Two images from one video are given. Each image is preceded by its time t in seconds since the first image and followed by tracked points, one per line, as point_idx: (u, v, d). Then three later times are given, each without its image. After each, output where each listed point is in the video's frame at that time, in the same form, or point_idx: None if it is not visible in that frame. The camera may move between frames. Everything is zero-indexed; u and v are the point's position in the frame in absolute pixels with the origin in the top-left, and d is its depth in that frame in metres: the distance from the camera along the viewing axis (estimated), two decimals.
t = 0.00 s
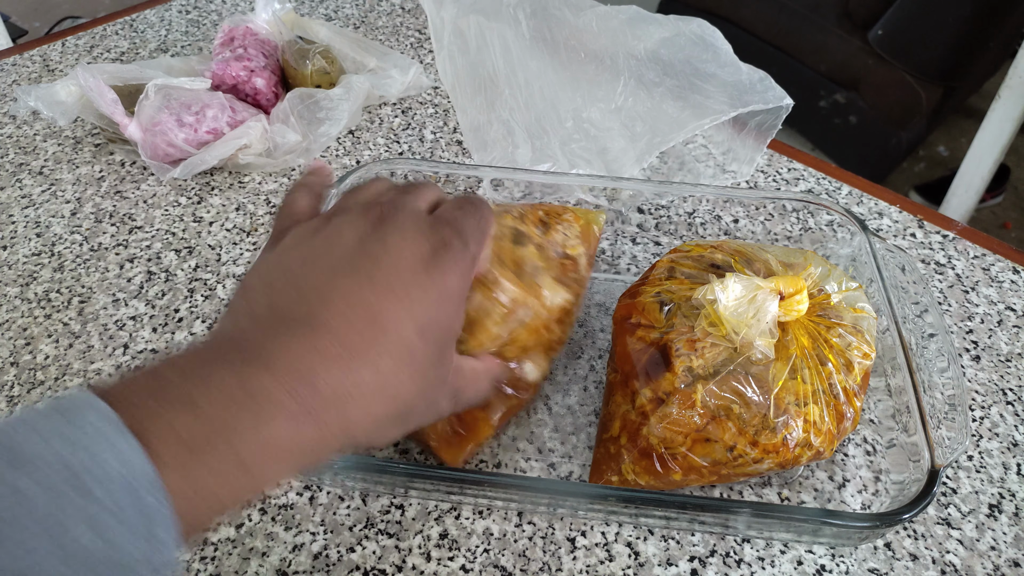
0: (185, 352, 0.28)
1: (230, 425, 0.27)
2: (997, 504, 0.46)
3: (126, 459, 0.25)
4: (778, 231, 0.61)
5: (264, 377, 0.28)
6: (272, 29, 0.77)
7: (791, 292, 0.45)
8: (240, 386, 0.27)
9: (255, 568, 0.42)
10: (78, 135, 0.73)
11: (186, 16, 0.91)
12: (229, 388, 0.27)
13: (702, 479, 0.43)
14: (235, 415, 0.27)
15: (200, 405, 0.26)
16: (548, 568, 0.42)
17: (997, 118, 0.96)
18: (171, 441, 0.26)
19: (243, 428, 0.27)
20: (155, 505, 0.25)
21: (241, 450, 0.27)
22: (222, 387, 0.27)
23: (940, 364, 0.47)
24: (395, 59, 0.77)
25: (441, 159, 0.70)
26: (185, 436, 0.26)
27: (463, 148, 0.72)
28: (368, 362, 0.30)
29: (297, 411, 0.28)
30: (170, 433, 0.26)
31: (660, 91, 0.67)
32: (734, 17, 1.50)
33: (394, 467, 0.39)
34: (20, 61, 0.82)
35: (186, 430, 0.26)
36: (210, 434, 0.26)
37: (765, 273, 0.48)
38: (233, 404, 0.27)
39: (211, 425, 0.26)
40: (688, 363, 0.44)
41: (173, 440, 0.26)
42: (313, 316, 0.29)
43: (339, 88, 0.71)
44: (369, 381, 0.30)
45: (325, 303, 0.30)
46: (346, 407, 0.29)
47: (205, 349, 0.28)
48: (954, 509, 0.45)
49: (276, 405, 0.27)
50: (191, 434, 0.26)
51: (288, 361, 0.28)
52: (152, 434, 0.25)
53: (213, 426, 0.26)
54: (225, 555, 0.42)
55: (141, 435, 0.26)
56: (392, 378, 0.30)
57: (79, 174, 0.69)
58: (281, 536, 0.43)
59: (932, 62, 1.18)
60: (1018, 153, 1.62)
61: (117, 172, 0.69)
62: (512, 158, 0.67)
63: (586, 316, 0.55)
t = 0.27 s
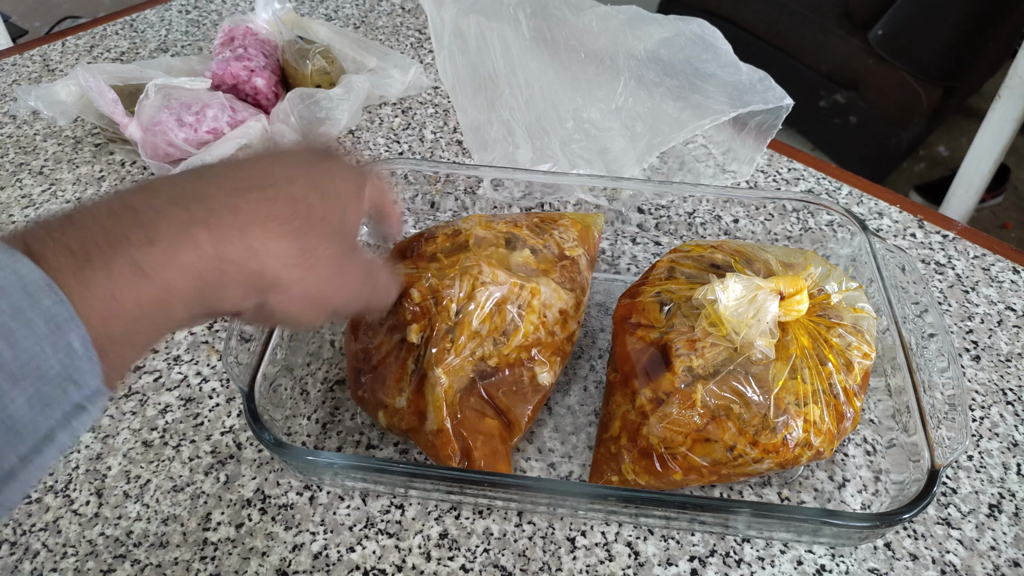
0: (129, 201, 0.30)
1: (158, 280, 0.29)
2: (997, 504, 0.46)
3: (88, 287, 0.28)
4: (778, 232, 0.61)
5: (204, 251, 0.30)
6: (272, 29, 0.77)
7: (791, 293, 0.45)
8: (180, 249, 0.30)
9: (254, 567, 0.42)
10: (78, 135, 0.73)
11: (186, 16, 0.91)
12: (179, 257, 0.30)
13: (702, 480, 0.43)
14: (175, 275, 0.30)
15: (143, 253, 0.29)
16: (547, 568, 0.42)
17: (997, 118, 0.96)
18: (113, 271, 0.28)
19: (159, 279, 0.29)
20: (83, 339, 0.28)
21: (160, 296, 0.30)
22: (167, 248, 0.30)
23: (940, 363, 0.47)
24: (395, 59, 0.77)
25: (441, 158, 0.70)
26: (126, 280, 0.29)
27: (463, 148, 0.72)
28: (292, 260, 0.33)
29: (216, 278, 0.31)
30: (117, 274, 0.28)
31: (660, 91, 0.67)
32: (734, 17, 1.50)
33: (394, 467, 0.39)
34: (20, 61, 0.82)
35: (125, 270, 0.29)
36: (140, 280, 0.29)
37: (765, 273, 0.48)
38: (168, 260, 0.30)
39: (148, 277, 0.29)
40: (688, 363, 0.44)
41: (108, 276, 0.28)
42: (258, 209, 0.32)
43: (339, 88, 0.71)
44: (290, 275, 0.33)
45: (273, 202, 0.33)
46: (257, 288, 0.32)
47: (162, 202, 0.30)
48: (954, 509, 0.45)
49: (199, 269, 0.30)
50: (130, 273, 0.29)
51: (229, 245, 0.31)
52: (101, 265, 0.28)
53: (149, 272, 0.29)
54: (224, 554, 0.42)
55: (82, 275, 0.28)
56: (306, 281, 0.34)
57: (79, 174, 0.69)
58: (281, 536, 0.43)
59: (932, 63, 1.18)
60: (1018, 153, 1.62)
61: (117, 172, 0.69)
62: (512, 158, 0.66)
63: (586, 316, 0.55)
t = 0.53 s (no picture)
0: (85, 241, 0.30)
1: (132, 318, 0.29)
2: (997, 504, 0.46)
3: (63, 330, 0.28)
4: (778, 231, 0.61)
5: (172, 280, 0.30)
6: (271, 28, 0.77)
7: (791, 292, 0.45)
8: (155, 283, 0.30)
9: (254, 567, 0.42)
10: (78, 135, 0.73)
11: (186, 16, 0.91)
12: (150, 287, 0.30)
13: (702, 479, 0.43)
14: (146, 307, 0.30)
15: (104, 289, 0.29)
16: (548, 568, 0.42)
17: (997, 118, 0.96)
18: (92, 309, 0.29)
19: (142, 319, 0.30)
20: (68, 371, 0.28)
21: (141, 336, 0.30)
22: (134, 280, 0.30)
23: (940, 363, 0.47)
24: (395, 59, 0.77)
25: (441, 158, 0.70)
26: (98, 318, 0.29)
27: (463, 147, 0.72)
28: (263, 289, 0.33)
29: (191, 310, 0.31)
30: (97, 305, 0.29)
31: (660, 92, 0.67)
32: (734, 17, 1.50)
33: (394, 467, 0.39)
34: (20, 61, 0.82)
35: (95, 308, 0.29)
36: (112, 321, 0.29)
37: (765, 273, 0.48)
38: (136, 293, 0.30)
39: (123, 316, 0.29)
40: (688, 363, 0.44)
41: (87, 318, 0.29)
42: (218, 233, 0.32)
43: (339, 88, 0.71)
44: (260, 301, 0.33)
45: (234, 226, 0.33)
46: (229, 320, 0.32)
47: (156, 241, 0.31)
48: (954, 509, 0.45)
49: (172, 303, 0.30)
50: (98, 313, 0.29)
51: (203, 270, 0.31)
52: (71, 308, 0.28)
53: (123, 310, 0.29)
54: (224, 554, 0.42)
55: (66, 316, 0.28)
56: (280, 304, 0.34)
57: (79, 174, 0.69)
58: (281, 536, 0.43)
59: (932, 62, 1.18)
60: (1018, 152, 1.62)
61: (117, 171, 0.69)
62: (513, 158, 0.67)
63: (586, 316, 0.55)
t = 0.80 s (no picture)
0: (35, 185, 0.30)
1: (72, 239, 0.28)
2: (997, 504, 0.46)
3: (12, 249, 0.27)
4: (778, 231, 0.61)
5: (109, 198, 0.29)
6: (271, 28, 0.76)
7: (791, 293, 0.45)
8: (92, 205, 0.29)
9: (254, 567, 0.42)
10: (78, 135, 0.73)
11: (186, 16, 0.91)
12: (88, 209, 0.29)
13: (702, 479, 0.43)
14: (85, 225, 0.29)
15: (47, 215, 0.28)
16: (548, 568, 0.42)
17: (997, 118, 0.96)
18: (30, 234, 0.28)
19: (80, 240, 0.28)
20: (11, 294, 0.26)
21: (86, 256, 0.28)
22: (74, 206, 0.29)
23: (940, 364, 0.47)
24: (395, 59, 0.77)
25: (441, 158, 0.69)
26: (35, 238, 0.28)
27: (463, 147, 0.72)
28: (207, 200, 0.31)
29: (130, 222, 0.29)
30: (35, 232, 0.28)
31: (660, 92, 0.67)
32: (734, 18, 1.50)
33: (394, 466, 0.39)
34: (20, 61, 0.82)
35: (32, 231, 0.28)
36: (55, 244, 0.28)
37: (765, 273, 0.48)
38: (76, 220, 0.29)
39: (62, 238, 0.28)
40: (688, 363, 0.44)
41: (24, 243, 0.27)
42: (159, 158, 0.31)
43: (339, 88, 0.71)
44: (213, 214, 0.31)
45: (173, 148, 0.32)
46: (181, 235, 0.30)
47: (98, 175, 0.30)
48: (954, 509, 0.45)
49: (112, 220, 0.29)
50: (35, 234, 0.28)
51: (141, 186, 0.30)
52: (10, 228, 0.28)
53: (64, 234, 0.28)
54: (224, 554, 0.42)
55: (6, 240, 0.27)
56: (233, 216, 0.32)
57: (79, 174, 0.69)
58: (281, 536, 0.43)
59: (932, 62, 1.18)
60: (1018, 153, 1.62)
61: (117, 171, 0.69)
62: (514, 158, 0.67)
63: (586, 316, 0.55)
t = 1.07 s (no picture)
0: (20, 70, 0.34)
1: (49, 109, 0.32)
2: (997, 504, 0.46)
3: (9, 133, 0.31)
4: (778, 231, 0.61)
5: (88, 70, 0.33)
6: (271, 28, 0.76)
7: (791, 293, 0.45)
8: (74, 76, 0.33)
9: (254, 567, 0.42)
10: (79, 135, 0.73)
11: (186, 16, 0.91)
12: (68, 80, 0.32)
13: (702, 479, 0.43)
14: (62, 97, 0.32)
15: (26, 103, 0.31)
16: (547, 568, 0.42)
17: (997, 118, 0.96)
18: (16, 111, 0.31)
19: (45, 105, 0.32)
20: None
21: (41, 120, 0.31)
22: (53, 80, 0.32)
23: (940, 364, 0.47)
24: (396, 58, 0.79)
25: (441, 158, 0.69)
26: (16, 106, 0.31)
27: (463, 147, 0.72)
28: (184, 41, 0.34)
29: (105, 88, 0.32)
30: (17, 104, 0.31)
31: (660, 92, 0.67)
32: (734, 18, 1.50)
33: (394, 466, 0.39)
34: (20, 61, 0.82)
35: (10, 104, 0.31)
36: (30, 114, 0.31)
37: (765, 273, 0.48)
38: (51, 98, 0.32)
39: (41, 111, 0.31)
40: (688, 362, 0.44)
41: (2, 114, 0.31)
42: (122, 30, 0.34)
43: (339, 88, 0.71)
44: (174, 68, 0.33)
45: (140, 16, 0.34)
46: (140, 91, 0.33)
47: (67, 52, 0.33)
48: (954, 509, 0.45)
49: (84, 84, 0.32)
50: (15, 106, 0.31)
51: (116, 56, 0.33)
52: None
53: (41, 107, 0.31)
54: (224, 554, 0.42)
55: None
56: (193, 68, 0.33)
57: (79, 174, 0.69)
58: (281, 536, 0.43)
59: (932, 62, 1.18)
60: (1018, 153, 1.62)
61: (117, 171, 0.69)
62: (515, 158, 0.67)
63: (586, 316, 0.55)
